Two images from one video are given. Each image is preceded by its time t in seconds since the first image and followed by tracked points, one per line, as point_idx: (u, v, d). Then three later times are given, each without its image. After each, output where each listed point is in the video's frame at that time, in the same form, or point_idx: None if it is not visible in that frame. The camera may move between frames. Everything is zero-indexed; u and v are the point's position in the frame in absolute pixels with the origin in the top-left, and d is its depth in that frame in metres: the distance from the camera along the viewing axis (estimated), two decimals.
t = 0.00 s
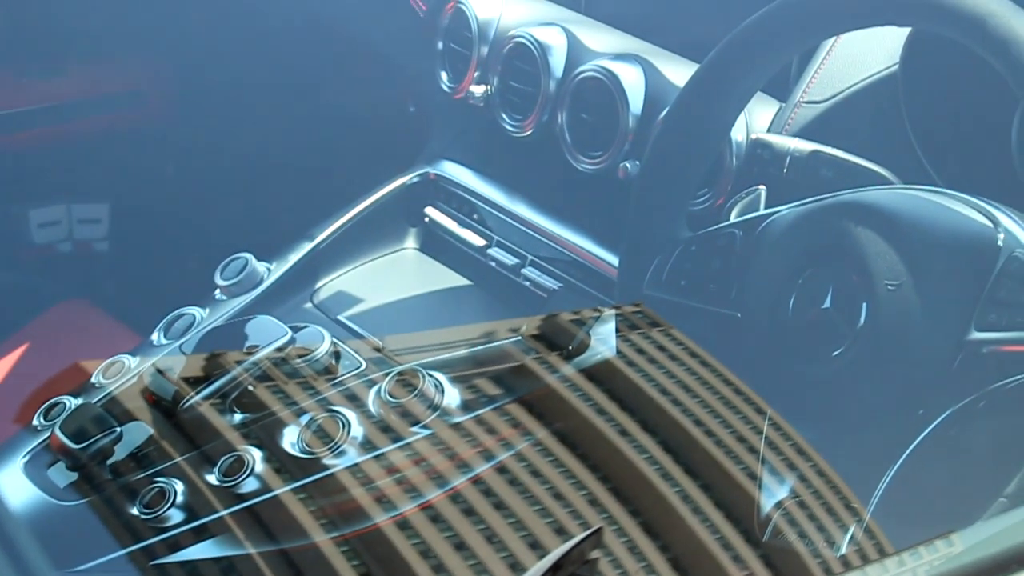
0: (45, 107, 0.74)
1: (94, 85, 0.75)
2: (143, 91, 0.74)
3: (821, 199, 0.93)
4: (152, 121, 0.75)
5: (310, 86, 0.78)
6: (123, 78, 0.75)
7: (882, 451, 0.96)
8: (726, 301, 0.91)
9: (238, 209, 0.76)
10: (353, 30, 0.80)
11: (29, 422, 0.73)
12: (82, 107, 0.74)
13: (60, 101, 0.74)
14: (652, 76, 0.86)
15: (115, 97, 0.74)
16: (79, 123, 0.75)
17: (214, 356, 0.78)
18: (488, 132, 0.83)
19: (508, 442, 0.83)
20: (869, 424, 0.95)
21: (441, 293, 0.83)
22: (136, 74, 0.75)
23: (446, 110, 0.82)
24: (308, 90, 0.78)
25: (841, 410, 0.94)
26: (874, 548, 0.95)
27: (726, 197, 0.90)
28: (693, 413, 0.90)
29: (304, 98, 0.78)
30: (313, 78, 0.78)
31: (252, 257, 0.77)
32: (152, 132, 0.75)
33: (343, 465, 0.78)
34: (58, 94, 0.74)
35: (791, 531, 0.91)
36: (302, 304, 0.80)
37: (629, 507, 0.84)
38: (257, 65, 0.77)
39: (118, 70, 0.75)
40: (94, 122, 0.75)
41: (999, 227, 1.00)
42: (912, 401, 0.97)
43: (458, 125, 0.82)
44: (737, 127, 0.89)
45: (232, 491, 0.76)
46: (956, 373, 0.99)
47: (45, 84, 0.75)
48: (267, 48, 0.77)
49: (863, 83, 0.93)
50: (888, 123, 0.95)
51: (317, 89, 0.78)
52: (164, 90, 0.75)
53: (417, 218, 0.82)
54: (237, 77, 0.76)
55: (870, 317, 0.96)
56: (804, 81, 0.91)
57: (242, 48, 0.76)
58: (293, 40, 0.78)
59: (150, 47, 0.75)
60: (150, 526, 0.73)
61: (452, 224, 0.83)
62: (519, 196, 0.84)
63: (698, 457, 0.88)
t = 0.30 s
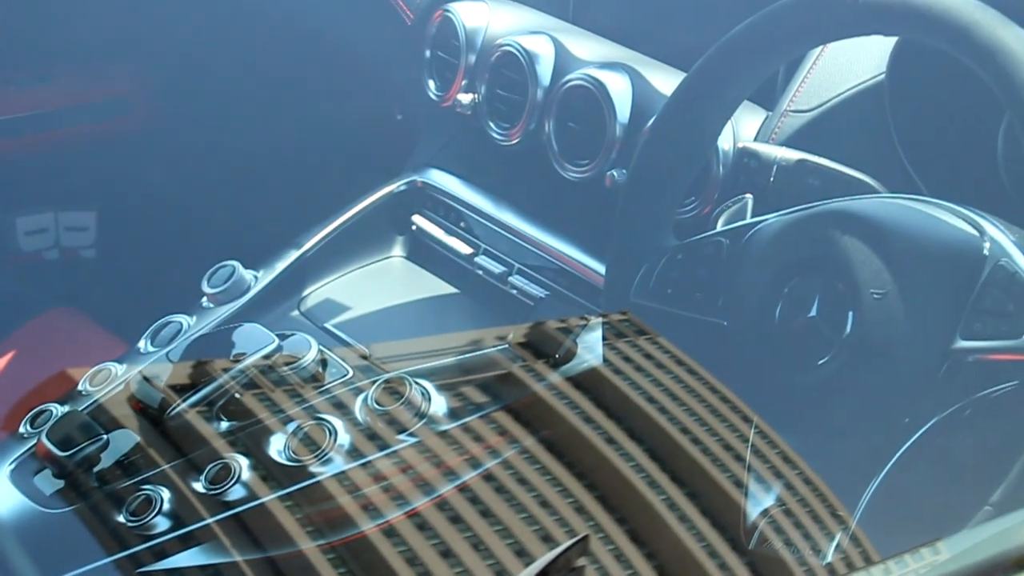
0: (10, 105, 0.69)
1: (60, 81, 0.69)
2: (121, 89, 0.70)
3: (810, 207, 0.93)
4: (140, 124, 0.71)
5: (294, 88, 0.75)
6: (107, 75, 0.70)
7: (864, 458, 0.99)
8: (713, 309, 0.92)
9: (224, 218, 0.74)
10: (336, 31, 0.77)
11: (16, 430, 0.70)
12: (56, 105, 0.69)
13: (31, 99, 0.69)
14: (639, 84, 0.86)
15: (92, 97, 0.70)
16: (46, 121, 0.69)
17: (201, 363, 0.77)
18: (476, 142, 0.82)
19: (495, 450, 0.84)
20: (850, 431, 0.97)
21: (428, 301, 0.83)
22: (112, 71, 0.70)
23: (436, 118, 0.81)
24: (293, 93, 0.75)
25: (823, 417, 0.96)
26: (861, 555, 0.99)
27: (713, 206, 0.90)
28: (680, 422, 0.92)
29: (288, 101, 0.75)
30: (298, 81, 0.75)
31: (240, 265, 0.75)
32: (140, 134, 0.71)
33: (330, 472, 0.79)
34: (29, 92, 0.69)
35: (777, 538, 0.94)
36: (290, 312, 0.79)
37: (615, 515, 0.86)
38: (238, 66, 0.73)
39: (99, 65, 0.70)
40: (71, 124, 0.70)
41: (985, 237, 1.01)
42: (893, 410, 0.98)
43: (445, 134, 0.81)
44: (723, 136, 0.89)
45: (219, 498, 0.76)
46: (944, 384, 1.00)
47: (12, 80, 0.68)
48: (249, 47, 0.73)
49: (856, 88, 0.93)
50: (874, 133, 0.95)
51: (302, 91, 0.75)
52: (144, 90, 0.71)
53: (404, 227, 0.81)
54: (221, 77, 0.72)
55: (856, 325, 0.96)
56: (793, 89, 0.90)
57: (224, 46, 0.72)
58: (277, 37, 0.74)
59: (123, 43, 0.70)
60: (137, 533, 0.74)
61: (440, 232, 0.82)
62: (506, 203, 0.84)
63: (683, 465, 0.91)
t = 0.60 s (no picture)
0: None
1: (46, 84, 0.70)
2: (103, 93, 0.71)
3: (790, 212, 0.93)
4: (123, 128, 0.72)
5: (277, 93, 0.76)
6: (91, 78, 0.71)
7: (846, 463, 0.98)
8: (693, 314, 0.91)
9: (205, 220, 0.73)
10: (320, 36, 0.77)
11: None
12: (39, 108, 0.70)
13: (16, 102, 0.70)
14: (620, 89, 0.86)
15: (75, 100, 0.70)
16: (29, 125, 0.70)
17: (182, 366, 0.76)
18: (457, 147, 0.82)
19: (476, 453, 0.84)
20: (832, 435, 0.97)
21: (410, 305, 0.83)
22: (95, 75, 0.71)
23: (417, 123, 0.81)
24: (276, 98, 0.76)
25: (807, 421, 0.95)
26: (840, 560, 0.99)
27: (694, 210, 0.90)
28: (661, 425, 0.92)
29: (271, 106, 0.75)
30: (280, 86, 0.76)
31: (220, 268, 0.75)
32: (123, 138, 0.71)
33: (311, 476, 0.78)
34: (14, 95, 0.70)
35: (757, 542, 0.94)
36: (271, 316, 0.79)
37: (596, 518, 0.87)
38: (222, 70, 0.74)
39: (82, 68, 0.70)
40: (57, 127, 0.70)
41: (965, 242, 1.02)
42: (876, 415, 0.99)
43: (426, 139, 0.81)
44: (705, 140, 0.90)
45: (199, 502, 0.75)
46: (922, 386, 1.01)
47: None
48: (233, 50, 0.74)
49: (837, 93, 0.95)
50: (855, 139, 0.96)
51: (285, 96, 0.76)
52: (127, 94, 0.71)
53: (386, 231, 0.81)
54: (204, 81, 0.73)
55: (835, 330, 0.96)
56: (773, 95, 0.92)
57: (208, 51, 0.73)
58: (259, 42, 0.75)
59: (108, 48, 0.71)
60: (117, 537, 0.72)
61: (420, 237, 0.82)
62: (487, 207, 0.84)
63: (664, 469, 0.91)
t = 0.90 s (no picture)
0: None
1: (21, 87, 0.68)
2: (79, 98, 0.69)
3: (771, 217, 0.94)
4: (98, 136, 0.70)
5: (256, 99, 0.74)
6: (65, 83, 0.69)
7: (825, 468, 1.00)
8: (673, 319, 0.92)
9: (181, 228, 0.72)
10: (302, 40, 0.76)
11: None
12: (14, 115, 0.68)
13: None
14: (601, 95, 0.86)
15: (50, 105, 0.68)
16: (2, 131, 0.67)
17: (163, 372, 0.75)
18: (438, 152, 0.81)
19: (458, 458, 0.85)
20: (807, 437, 0.99)
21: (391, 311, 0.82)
22: (69, 79, 0.69)
23: (398, 128, 0.80)
24: (258, 100, 0.74)
25: (784, 425, 0.97)
26: (822, 564, 1.02)
27: (674, 216, 0.90)
28: (643, 430, 0.93)
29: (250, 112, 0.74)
30: (263, 88, 0.75)
31: (201, 274, 0.73)
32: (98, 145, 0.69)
33: (292, 481, 0.79)
34: None
35: (737, 546, 0.96)
36: (251, 321, 0.77)
37: (579, 522, 0.88)
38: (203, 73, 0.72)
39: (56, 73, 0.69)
40: (35, 133, 0.68)
41: (944, 247, 1.03)
42: (851, 419, 1.00)
43: (406, 144, 0.80)
44: (684, 146, 0.90)
45: (179, 508, 0.75)
46: (899, 391, 1.03)
47: None
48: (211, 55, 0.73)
49: (817, 99, 0.95)
50: (834, 143, 0.96)
51: (264, 101, 0.75)
52: (106, 97, 0.70)
53: (365, 236, 0.80)
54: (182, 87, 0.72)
55: (814, 335, 0.97)
56: (753, 100, 0.92)
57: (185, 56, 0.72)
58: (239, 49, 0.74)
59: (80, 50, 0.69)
60: (99, 543, 0.71)
61: (401, 242, 0.82)
62: (468, 213, 0.83)
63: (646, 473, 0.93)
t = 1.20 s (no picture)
0: None
1: None
2: (56, 103, 0.67)
3: (753, 222, 0.94)
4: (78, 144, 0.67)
5: (238, 106, 0.73)
6: (42, 87, 0.67)
7: (803, 471, 1.03)
8: (657, 324, 0.93)
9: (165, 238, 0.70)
10: (287, 44, 0.75)
11: None
12: None
13: None
14: (583, 101, 0.86)
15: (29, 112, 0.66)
16: None
17: (148, 379, 0.73)
18: (422, 159, 0.81)
19: (444, 464, 0.86)
20: (789, 444, 1.01)
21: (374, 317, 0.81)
22: (44, 84, 0.67)
23: (381, 134, 0.79)
24: (242, 105, 0.73)
25: (768, 432, 1.00)
26: (807, 567, 1.06)
27: (657, 221, 0.91)
28: (629, 435, 0.95)
29: (232, 120, 0.73)
30: (246, 92, 0.73)
31: (184, 281, 0.72)
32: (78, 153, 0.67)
33: (277, 488, 0.79)
34: None
35: (723, 550, 1.00)
36: (234, 329, 0.76)
37: (565, 528, 0.91)
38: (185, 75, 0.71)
39: (31, 77, 0.66)
40: (14, 140, 0.66)
41: (926, 252, 1.05)
42: (833, 427, 1.03)
43: (391, 151, 0.80)
44: (666, 151, 0.89)
45: (164, 516, 0.75)
46: (881, 395, 1.05)
47: None
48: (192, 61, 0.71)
49: (798, 105, 0.94)
50: (817, 148, 0.96)
51: (246, 110, 0.73)
52: (87, 100, 0.68)
53: (349, 242, 0.79)
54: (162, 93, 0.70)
55: (796, 340, 0.98)
56: (735, 105, 0.92)
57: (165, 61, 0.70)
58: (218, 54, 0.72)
59: (54, 54, 0.67)
60: (83, 551, 0.71)
61: (386, 250, 0.81)
62: (452, 219, 0.83)
63: (631, 479, 0.95)
